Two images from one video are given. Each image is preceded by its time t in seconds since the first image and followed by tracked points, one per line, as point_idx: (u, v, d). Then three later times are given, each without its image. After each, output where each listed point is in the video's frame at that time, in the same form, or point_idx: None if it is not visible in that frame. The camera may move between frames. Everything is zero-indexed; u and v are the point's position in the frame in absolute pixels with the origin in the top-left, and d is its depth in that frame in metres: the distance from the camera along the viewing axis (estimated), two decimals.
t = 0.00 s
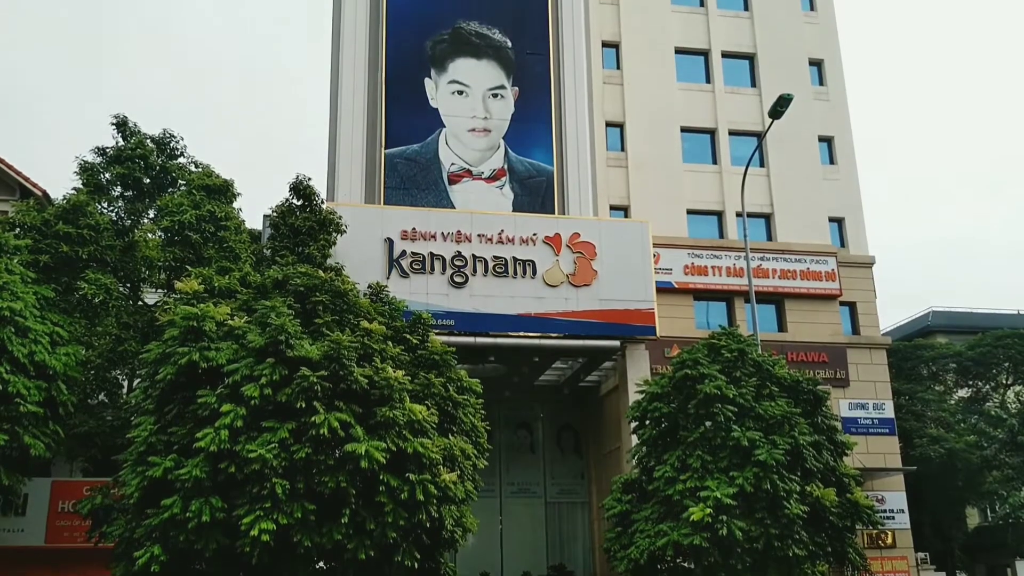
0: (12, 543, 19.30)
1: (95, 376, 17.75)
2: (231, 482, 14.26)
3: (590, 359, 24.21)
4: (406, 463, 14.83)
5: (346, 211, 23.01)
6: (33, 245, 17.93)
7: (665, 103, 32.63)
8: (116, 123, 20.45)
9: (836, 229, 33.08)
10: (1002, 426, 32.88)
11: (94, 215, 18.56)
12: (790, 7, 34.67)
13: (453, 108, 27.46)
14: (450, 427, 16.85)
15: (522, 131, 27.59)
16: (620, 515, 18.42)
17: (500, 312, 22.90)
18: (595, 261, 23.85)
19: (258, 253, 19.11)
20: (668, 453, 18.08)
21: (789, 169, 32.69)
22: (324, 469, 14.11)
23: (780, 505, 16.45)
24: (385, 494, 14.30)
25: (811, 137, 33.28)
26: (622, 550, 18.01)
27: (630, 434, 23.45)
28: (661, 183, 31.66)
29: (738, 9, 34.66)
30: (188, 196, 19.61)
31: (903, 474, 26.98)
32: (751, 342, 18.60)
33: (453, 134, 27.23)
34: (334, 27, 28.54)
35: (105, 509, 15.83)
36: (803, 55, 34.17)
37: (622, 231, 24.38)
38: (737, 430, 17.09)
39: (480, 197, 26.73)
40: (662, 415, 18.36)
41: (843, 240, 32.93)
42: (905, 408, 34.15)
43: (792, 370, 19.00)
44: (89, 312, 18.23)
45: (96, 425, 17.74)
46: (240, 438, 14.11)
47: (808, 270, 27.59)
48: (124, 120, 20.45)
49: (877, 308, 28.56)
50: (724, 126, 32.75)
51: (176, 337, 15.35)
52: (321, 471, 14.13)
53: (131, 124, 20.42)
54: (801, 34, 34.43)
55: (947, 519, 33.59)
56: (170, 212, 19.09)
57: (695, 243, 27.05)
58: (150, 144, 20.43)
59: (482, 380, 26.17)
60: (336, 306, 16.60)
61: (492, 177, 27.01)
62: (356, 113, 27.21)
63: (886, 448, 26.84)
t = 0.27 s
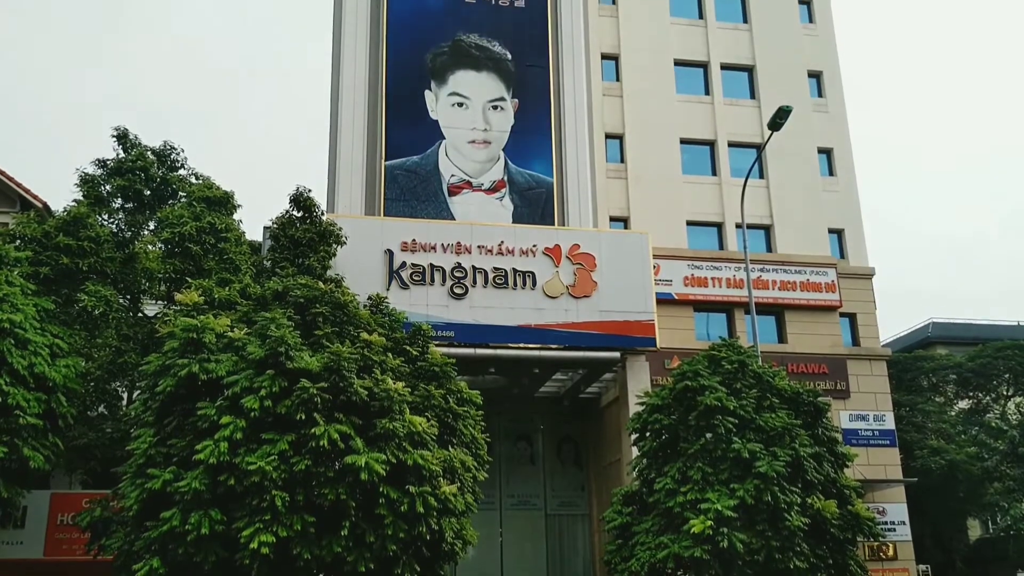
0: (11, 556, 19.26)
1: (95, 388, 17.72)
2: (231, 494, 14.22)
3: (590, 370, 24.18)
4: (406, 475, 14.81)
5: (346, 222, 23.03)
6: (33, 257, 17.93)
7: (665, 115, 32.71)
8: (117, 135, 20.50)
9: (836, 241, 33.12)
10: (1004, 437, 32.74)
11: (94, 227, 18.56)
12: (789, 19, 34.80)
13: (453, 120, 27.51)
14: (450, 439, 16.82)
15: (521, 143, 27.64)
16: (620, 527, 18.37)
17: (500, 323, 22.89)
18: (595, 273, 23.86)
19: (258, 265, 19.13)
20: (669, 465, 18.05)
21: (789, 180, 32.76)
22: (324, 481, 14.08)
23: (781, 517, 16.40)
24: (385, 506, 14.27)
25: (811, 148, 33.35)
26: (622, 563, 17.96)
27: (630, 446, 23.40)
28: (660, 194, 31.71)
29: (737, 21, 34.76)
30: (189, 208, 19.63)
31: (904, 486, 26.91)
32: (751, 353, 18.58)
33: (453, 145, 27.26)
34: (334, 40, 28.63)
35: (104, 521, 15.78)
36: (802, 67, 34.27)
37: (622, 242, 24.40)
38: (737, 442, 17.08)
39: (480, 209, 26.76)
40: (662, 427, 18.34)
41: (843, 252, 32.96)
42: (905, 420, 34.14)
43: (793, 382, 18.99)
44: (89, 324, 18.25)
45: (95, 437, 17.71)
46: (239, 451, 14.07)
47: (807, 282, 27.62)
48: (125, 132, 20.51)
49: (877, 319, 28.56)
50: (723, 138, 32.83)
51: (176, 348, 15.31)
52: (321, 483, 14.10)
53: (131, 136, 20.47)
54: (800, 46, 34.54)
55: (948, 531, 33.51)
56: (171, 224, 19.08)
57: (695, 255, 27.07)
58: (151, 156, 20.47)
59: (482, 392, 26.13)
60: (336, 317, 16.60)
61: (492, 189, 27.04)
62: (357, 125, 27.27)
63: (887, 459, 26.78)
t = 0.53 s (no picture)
0: (12, 569, 19.21)
1: (95, 401, 17.72)
2: (231, 507, 14.15)
3: (591, 383, 24.13)
4: (407, 488, 14.76)
5: (347, 235, 23.04)
6: (34, 269, 17.92)
7: (665, 127, 32.76)
8: (120, 147, 20.54)
9: (837, 253, 33.11)
10: (1007, 450, 32.66)
11: (95, 239, 18.56)
12: (790, 32, 34.90)
13: (454, 132, 27.53)
14: (451, 452, 16.76)
15: (522, 155, 27.67)
16: (622, 541, 18.28)
17: (501, 335, 22.85)
18: (596, 285, 23.85)
19: (260, 277, 19.15)
20: (671, 478, 17.97)
21: (790, 192, 32.78)
22: (324, 494, 14.03)
23: (784, 530, 16.32)
24: (386, 519, 14.22)
25: (812, 161, 33.38)
26: None
27: (632, 458, 23.32)
28: (661, 206, 31.72)
29: (738, 34, 34.85)
30: (190, 220, 19.63)
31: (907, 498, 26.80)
32: (753, 365, 18.53)
33: (454, 157, 27.28)
34: (335, 52, 28.71)
35: (104, 534, 15.74)
36: (803, 80, 34.35)
37: (623, 254, 24.40)
38: (739, 454, 17.01)
39: (481, 221, 26.77)
40: (664, 439, 18.28)
41: (844, 264, 32.94)
42: (908, 432, 34.05)
43: (795, 394, 18.95)
44: (90, 337, 18.17)
45: (95, 450, 17.67)
46: (239, 463, 14.01)
47: (809, 294, 27.63)
48: (127, 144, 20.56)
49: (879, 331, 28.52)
50: (724, 150, 32.87)
51: (176, 361, 15.27)
52: (322, 496, 14.05)
53: (133, 149, 20.52)
54: (801, 58, 34.62)
55: (952, 544, 33.34)
56: (172, 236, 19.06)
57: (696, 267, 27.06)
58: (152, 168, 20.50)
59: (483, 404, 26.11)
60: (337, 329, 16.58)
61: (493, 201, 27.06)
62: (358, 137, 27.32)
63: (889, 472, 26.67)
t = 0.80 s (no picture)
0: None
1: (95, 411, 17.71)
2: (231, 518, 14.11)
3: (592, 393, 24.10)
4: (408, 498, 14.73)
5: (347, 245, 23.05)
6: (35, 280, 17.91)
7: (665, 137, 32.81)
8: (121, 158, 20.57)
9: (838, 263, 33.09)
10: (1009, 461, 32.58)
11: (96, 250, 18.56)
12: (789, 43, 35.01)
13: (454, 142, 27.57)
14: (452, 463, 16.72)
15: (523, 165, 27.70)
16: (624, 552, 18.20)
17: (501, 346, 22.84)
18: (597, 295, 23.84)
19: (260, 287, 19.17)
20: (672, 488, 17.92)
21: (790, 203, 32.80)
22: (324, 506, 14.00)
23: (785, 541, 16.26)
24: (386, 530, 14.18)
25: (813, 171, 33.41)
26: None
27: (633, 469, 23.27)
28: (661, 217, 31.75)
29: (738, 44, 34.94)
30: (190, 230, 19.64)
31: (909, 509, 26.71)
32: (754, 376, 18.50)
33: (454, 168, 27.32)
34: (336, 63, 28.78)
35: (104, 546, 15.69)
36: (803, 90, 34.43)
37: (624, 264, 24.41)
38: (741, 465, 16.96)
39: (482, 232, 26.79)
40: (665, 450, 18.25)
41: (845, 274, 32.92)
42: (910, 443, 33.97)
43: (796, 405, 18.92)
44: (90, 347, 18.11)
45: (95, 460, 17.62)
46: (240, 474, 13.98)
47: (810, 304, 27.65)
48: (129, 155, 20.58)
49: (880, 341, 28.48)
50: (724, 160, 32.92)
51: (177, 372, 15.24)
52: (322, 507, 14.02)
53: (134, 159, 20.53)
54: (801, 69, 34.70)
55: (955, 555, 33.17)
56: (172, 247, 19.06)
57: (697, 277, 27.07)
58: (153, 179, 20.52)
59: (483, 415, 26.04)
60: (338, 340, 16.57)
61: (493, 211, 27.08)
62: (359, 148, 27.39)
63: (891, 483, 26.58)
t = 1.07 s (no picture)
0: None
1: (94, 422, 17.69)
2: (230, 530, 14.08)
3: (592, 404, 24.08)
4: (407, 510, 14.71)
5: (347, 256, 23.07)
6: (35, 291, 17.90)
7: (665, 148, 32.88)
8: (121, 169, 20.60)
9: (838, 273, 33.11)
10: (1009, 471, 32.55)
11: (96, 261, 18.57)
12: (788, 54, 35.14)
13: (454, 153, 27.62)
14: (451, 474, 16.69)
15: (522, 176, 27.75)
16: (624, 563, 18.12)
17: (501, 356, 22.83)
18: (597, 305, 23.85)
19: (260, 298, 19.17)
20: (672, 500, 17.88)
21: (790, 213, 32.84)
22: (324, 517, 13.96)
23: (786, 552, 16.21)
24: (386, 542, 14.15)
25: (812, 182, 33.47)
26: None
27: (634, 480, 23.23)
28: (661, 227, 31.78)
29: (736, 56, 35.06)
30: (191, 241, 19.66)
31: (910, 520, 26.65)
32: (754, 387, 18.50)
33: (454, 178, 27.36)
34: (337, 74, 28.87)
35: (103, 557, 15.64)
36: (802, 101, 34.53)
37: (624, 275, 24.43)
38: (741, 476, 16.93)
39: (481, 242, 26.81)
40: (665, 461, 18.22)
41: (845, 284, 32.94)
42: (910, 454, 33.93)
43: (796, 416, 18.91)
44: (90, 358, 18.09)
45: (94, 472, 17.58)
46: (239, 485, 13.95)
47: (809, 314, 27.68)
48: (129, 166, 20.61)
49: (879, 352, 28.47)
50: (724, 171, 32.99)
51: (176, 383, 15.23)
52: (321, 519, 13.98)
53: (135, 171, 20.57)
54: (800, 80, 34.82)
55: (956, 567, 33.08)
56: (172, 257, 19.07)
57: (696, 287, 27.09)
58: (154, 190, 20.55)
59: (483, 426, 26.01)
60: (338, 351, 16.57)
61: (493, 221, 27.10)
62: (359, 159, 27.45)
63: (891, 493, 26.53)
